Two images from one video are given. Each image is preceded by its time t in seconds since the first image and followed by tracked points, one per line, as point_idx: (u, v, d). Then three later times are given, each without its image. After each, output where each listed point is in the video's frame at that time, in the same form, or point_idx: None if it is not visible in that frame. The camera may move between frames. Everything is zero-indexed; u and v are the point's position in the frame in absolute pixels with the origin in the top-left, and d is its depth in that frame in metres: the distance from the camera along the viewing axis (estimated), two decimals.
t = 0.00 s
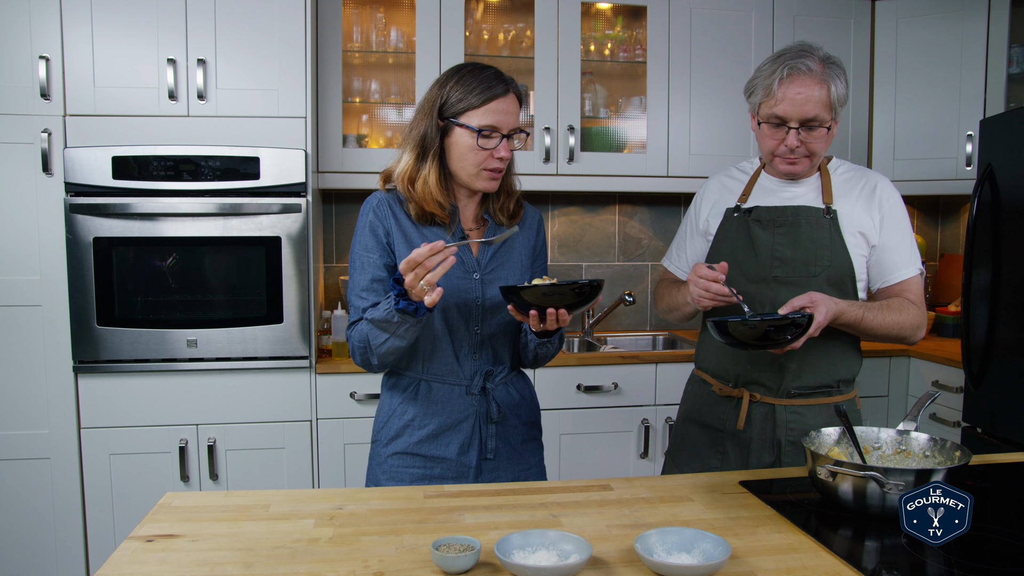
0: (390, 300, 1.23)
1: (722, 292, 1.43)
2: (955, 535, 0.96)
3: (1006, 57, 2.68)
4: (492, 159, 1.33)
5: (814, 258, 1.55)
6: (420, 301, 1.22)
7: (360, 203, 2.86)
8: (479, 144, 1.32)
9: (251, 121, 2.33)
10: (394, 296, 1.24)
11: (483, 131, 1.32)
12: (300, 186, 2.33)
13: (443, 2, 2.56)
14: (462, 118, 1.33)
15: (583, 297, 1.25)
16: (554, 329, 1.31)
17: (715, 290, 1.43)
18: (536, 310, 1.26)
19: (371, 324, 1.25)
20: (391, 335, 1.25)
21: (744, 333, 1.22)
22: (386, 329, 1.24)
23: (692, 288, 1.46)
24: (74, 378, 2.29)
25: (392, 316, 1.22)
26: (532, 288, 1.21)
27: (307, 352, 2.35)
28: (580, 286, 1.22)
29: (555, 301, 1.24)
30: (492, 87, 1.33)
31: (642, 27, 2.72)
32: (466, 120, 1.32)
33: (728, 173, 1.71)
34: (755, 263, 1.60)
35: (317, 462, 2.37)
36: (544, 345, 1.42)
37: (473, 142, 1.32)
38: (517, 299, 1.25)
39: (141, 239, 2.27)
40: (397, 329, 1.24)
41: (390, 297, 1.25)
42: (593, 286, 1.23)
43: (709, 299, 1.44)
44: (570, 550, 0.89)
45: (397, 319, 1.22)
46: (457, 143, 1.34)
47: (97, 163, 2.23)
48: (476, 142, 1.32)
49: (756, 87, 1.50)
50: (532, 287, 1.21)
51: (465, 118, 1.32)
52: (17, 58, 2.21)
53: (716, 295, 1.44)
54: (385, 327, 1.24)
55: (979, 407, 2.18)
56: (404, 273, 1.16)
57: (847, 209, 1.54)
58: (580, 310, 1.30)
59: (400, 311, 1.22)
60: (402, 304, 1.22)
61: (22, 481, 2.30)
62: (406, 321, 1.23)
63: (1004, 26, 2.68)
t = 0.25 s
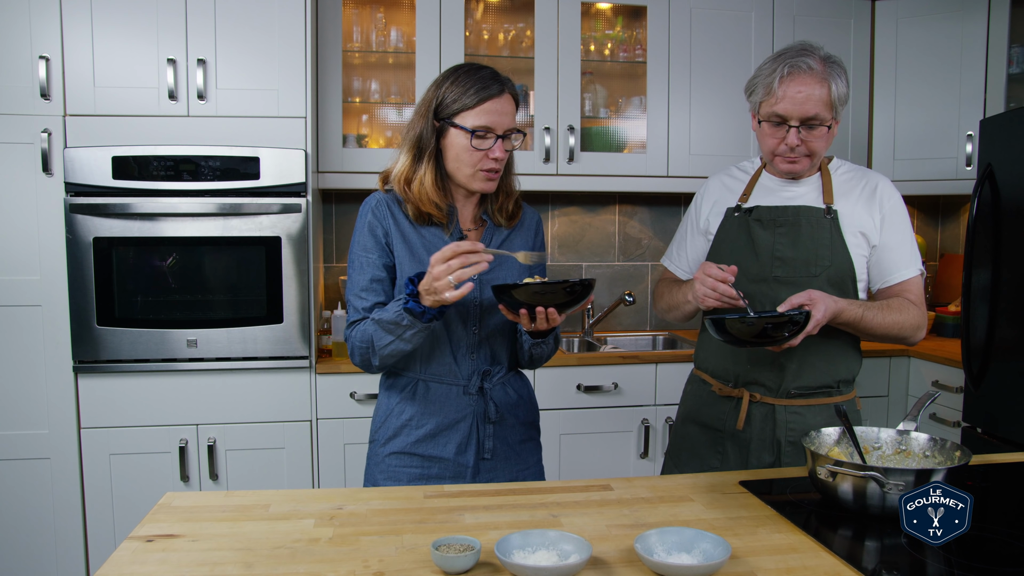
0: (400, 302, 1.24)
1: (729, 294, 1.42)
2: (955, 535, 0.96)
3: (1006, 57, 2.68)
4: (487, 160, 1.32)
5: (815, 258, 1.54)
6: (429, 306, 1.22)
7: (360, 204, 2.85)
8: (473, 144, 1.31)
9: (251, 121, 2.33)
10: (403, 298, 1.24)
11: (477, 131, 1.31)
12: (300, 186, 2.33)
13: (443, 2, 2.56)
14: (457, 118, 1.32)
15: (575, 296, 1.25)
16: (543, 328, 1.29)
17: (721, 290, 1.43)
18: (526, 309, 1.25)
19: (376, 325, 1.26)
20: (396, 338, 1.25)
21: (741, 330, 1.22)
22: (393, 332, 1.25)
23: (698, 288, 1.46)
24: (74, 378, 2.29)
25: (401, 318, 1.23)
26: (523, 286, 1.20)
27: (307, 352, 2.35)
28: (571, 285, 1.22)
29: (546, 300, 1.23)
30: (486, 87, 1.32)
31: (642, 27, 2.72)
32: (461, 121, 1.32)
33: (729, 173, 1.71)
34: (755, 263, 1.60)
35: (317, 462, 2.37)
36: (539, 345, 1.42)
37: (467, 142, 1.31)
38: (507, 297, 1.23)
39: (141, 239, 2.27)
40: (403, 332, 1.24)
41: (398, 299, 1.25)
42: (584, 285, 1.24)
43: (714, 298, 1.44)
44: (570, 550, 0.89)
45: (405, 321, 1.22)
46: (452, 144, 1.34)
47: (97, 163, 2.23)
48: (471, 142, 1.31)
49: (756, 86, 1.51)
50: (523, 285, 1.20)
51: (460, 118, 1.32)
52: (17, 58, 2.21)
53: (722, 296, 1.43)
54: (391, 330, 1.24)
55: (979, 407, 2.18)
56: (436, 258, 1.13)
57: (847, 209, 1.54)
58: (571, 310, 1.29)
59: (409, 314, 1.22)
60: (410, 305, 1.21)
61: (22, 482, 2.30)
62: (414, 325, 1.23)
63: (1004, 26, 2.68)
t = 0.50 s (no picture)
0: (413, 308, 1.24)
1: (728, 297, 1.43)
2: (955, 535, 0.96)
3: (1006, 57, 2.68)
4: (467, 157, 1.32)
5: (816, 259, 1.55)
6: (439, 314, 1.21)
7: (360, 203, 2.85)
8: (455, 143, 1.31)
9: (251, 121, 2.33)
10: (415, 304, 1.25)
11: (458, 129, 1.31)
12: (300, 186, 2.33)
13: (443, 2, 2.56)
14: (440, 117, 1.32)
15: (568, 297, 1.23)
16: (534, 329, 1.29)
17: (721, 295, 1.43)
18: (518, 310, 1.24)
19: (384, 329, 1.26)
20: (405, 343, 1.25)
21: (741, 332, 1.22)
22: (401, 338, 1.25)
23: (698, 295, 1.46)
24: (74, 378, 2.29)
25: (412, 325, 1.23)
26: (517, 289, 1.18)
27: (307, 352, 2.35)
28: (564, 287, 1.20)
29: (540, 301, 1.22)
30: (467, 83, 1.31)
31: (642, 27, 2.72)
32: (444, 120, 1.32)
33: (729, 173, 1.71)
34: (757, 264, 1.60)
35: (317, 461, 2.37)
36: (535, 347, 1.42)
37: (449, 141, 1.31)
38: (501, 300, 1.22)
39: (141, 239, 2.27)
40: (412, 338, 1.25)
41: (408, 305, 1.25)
42: (577, 286, 1.21)
43: (714, 304, 1.45)
44: (570, 550, 0.89)
45: (417, 329, 1.23)
46: (439, 144, 1.34)
47: (96, 163, 2.23)
48: (451, 140, 1.31)
49: (756, 87, 1.51)
50: (517, 288, 1.19)
51: (443, 117, 1.32)
52: (17, 58, 2.21)
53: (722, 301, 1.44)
54: (400, 335, 1.25)
55: (979, 407, 2.18)
56: (463, 269, 1.14)
57: (849, 210, 1.54)
58: (564, 312, 1.28)
59: (420, 321, 1.22)
60: (424, 314, 1.22)
61: (22, 482, 2.30)
62: (424, 333, 1.24)
63: (1004, 27, 2.68)
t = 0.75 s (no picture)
0: (413, 317, 1.24)
1: (722, 296, 1.43)
2: (955, 535, 0.96)
3: (1006, 57, 2.68)
4: (459, 161, 1.32)
5: (817, 259, 1.55)
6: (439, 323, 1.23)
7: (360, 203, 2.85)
8: (447, 146, 1.31)
9: (251, 121, 2.33)
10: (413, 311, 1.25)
11: (451, 133, 1.31)
12: (300, 186, 2.33)
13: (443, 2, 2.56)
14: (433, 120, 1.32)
15: (566, 303, 1.23)
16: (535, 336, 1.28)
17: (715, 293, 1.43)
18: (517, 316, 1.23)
19: (384, 335, 1.26)
20: (405, 349, 1.26)
21: (743, 333, 1.22)
22: (402, 345, 1.25)
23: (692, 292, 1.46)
24: (74, 378, 2.29)
25: (413, 334, 1.23)
26: (517, 293, 1.18)
27: (307, 352, 2.35)
28: (563, 294, 1.20)
29: (536, 308, 1.21)
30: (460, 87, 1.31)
31: (642, 27, 2.72)
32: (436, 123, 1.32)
33: (729, 173, 1.71)
34: (757, 264, 1.60)
35: (317, 461, 2.37)
36: (533, 348, 1.43)
37: (442, 145, 1.32)
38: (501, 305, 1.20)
39: (141, 239, 2.27)
40: (414, 346, 1.25)
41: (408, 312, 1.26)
42: (576, 292, 1.22)
43: (709, 302, 1.44)
44: (570, 550, 0.89)
45: (418, 338, 1.23)
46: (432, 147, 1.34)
47: (96, 163, 2.23)
48: (444, 144, 1.32)
49: (756, 88, 1.51)
50: (517, 293, 1.18)
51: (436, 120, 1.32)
52: (17, 58, 2.21)
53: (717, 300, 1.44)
54: (401, 343, 1.25)
55: (979, 407, 2.18)
56: (463, 292, 1.15)
57: (849, 210, 1.54)
58: (562, 318, 1.28)
59: (421, 330, 1.23)
60: (427, 326, 1.22)
61: (22, 482, 2.30)
62: (425, 340, 1.24)
63: (1004, 27, 2.68)
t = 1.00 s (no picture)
0: (410, 319, 1.24)
1: (727, 293, 1.43)
2: (955, 535, 0.96)
3: (1006, 57, 2.68)
4: (464, 160, 1.32)
5: (818, 260, 1.55)
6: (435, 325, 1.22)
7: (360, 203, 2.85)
8: (450, 146, 1.31)
9: (251, 121, 2.33)
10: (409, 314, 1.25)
11: (453, 132, 1.31)
12: (300, 186, 2.33)
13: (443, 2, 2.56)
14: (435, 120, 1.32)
15: (564, 302, 1.23)
16: (533, 336, 1.28)
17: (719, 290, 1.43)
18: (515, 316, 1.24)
19: (381, 337, 1.26)
20: (402, 351, 1.26)
21: (742, 334, 1.22)
22: (399, 347, 1.25)
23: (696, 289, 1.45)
24: (74, 378, 2.29)
25: (410, 336, 1.23)
26: (516, 294, 1.18)
27: (307, 352, 2.35)
28: (562, 293, 1.20)
29: (536, 308, 1.21)
30: (460, 87, 1.31)
31: (642, 27, 2.72)
32: (438, 123, 1.32)
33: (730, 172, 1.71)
34: (757, 265, 1.60)
35: (317, 461, 2.37)
36: (532, 348, 1.44)
37: (444, 144, 1.32)
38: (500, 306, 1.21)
39: (141, 239, 2.27)
40: (411, 348, 1.25)
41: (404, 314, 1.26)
42: (575, 292, 1.22)
43: (712, 299, 1.44)
44: (570, 550, 0.89)
45: (415, 340, 1.23)
46: (434, 147, 1.34)
47: (96, 163, 2.23)
48: (447, 143, 1.32)
49: (755, 87, 1.51)
50: (515, 293, 1.18)
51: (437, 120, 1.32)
52: (17, 58, 2.21)
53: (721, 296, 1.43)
54: (398, 345, 1.25)
55: (979, 407, 2.18)
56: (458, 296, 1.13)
57: (850, 210, 1.54)
58: (559, 318, 1.28)
59: (417, 334, 1.23)
60: (421, 328, 1.22)
61: (22, 482, 2.30)
62: (422, 343, 1.24)
63: (1004, 27, 2.68)
